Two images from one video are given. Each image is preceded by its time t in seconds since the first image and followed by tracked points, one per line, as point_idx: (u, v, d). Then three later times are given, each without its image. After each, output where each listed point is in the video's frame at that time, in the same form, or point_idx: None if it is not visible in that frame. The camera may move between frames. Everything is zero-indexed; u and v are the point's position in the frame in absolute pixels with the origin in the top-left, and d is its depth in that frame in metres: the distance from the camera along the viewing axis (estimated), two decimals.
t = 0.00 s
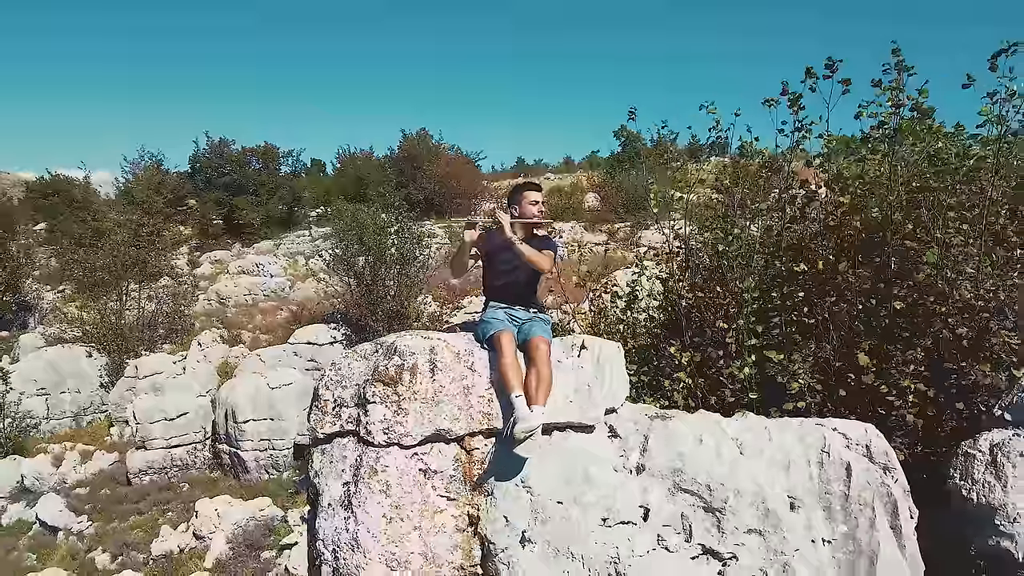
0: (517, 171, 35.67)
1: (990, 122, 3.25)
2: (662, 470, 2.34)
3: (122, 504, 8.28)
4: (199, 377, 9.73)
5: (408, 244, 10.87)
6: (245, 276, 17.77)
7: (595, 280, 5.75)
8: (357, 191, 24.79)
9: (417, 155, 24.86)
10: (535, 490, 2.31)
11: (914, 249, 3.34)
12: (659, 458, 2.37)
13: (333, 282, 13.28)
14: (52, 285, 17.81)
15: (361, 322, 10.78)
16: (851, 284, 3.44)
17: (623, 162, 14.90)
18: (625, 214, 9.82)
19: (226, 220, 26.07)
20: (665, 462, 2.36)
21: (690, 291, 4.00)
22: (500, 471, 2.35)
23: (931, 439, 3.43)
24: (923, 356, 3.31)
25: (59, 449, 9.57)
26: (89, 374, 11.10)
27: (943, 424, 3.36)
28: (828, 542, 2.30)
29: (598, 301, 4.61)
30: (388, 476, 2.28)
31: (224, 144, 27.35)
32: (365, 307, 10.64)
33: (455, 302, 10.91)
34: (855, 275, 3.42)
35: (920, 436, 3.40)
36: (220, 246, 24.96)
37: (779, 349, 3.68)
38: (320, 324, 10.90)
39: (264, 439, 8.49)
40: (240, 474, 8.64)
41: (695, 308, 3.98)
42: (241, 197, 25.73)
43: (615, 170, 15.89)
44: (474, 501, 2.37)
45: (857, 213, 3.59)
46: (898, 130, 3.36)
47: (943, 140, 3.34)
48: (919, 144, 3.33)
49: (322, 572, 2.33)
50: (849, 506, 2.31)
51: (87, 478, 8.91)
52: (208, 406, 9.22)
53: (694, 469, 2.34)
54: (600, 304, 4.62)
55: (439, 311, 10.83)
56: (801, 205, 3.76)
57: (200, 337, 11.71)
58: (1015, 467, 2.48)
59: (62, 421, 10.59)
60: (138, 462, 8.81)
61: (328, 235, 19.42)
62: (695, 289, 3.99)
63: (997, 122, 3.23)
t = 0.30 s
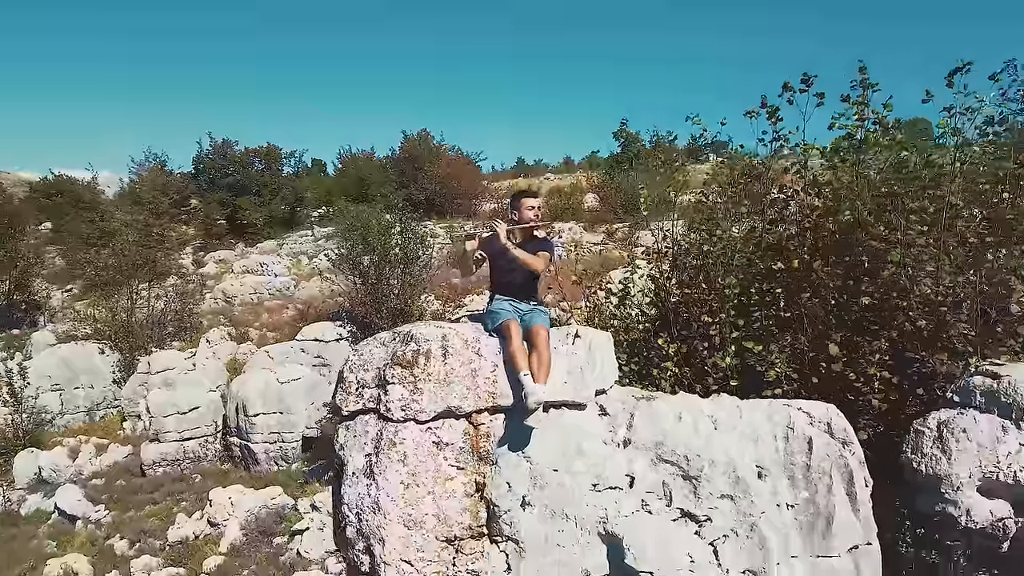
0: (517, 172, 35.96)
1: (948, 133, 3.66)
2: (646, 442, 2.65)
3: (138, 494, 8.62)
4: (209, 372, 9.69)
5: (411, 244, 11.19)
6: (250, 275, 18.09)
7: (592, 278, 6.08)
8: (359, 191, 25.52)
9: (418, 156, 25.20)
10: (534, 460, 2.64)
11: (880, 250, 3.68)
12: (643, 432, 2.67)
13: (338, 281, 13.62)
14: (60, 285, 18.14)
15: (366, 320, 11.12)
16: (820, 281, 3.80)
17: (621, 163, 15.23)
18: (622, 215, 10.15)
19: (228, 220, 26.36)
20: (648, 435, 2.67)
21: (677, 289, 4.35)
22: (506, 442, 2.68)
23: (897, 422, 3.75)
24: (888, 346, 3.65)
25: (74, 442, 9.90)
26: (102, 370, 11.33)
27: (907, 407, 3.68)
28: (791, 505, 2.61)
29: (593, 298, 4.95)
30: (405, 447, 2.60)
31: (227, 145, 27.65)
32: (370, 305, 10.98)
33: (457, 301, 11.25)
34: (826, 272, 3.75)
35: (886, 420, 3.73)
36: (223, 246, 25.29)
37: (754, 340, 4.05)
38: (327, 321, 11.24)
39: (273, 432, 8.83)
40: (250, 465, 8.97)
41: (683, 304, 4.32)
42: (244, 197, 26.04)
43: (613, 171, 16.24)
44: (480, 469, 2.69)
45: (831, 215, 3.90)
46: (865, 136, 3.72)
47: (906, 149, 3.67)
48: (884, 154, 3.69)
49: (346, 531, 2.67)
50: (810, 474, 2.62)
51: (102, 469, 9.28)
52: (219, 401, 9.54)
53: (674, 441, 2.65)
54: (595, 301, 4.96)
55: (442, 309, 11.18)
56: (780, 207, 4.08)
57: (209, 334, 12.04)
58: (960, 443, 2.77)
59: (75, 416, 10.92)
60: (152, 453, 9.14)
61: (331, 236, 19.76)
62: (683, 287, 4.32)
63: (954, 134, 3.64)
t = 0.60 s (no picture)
0: (517, 172, 36.32)
1: (904, 140, 4.20)
2: (630, 416, 3.01)
3: (154, 483, 8.99)
4: (219, 367, 10.27)
5: (415, 244, 11.58)
6: (255, 274, 18.46)
7: (588, 275, 6.46)
8: (361, 192, 25.69)
9: (419, 156, 25.58)
10: (531, 430, 3.00)
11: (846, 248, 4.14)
12: (628, 406, 3.03)
13: (343, 279, 14.01)
14: (70, 284, 18.51)
15: (371, 316, 11.51)
16: (794, 272, 4.21)
17: (619, 164, 15.64)
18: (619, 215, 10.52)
19: (232, 220, 26.71)
20: (632, 409, 3.02)
21: (665, 284, 4.71)
22: (506, 414, 3.04)
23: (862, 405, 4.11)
24: (853, 334, 4.08)
25: (91, 434, 10.28)
26: (115, 365, 11.75)
27: (872, 391, 4.04)
28: (758, 470, 2.98)
29: (587, 292, 5.33)
30: (420, 417, 2.96)
31: (231, 147, 27.98)
32: (375, 302, 11.36)
33: (459, 298, 11.64)
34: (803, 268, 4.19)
35: (851, 402, 4.10)
36: (227, 245, 25.65)
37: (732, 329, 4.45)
38: (333, 318, 11.63)
39: (283, 424, 9.18)
40: (261, 456, 9.33)
41: (670, 299, 4.70)
42: (248, 197, 26.41)
43: (611, 171, 16.64)
44: (485, 439, 3.05)
45: (804, 215, 4.33)
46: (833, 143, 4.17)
47: (867, 154, 4.15)
48: (858, 162, 4.14)
49: (367, 494, 3.04)
50: (774, 443, 3.00)
51: (118, 460, 9.68)
52: (230, 394, 9.94)
53: (655, 414, 3.01)
54: (589, 295, 5.34)
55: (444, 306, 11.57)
56: (757, 209, 4.49)
57: (218, 330, 12.42)
58: (908, 417, 3.15)
59: (90, 410, 11.31)
60: (166, 444, 9.49)
61: (335, 235, 20.13)
62: (670, 282, 4.70)
63: (910, 141, 4.18)
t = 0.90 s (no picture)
0: (517, 172, 36.75)
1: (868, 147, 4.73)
2: (617, 393, 3.39)
3: (169, 471, 9.40)
4: (230, 363, 10.54)
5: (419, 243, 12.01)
6: (261, 273, 18.87)
7: (585, 273, 6.88)
8: (363, 192, 26.18)
9: (421, 156, 25.99)
10: (530, 405, 3.37)
11: (813, 245, 4.63)
12: (615, 384, 3.41)
13: (348, 278, 14.43)
14: (79, 283, 18.91)
15: (376, 313, 11.93)
16: (770, 266, 4.73)
17: (616, 166, 16.07)
18: (616, 217, 10.96)
19: (236, 220, 27.08)
20: (619, 387, 3.41)
21: (654, 279, 5.19)
22: (508, 391, 3.44)
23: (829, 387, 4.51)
24: (824, 326, 4.46)
25: (107, 427, 10.70)
26: (129, 361, 12.01)
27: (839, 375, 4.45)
28: (729, 441, 3.38)
29: (583, 288, 5.75)
30: (431, 395, 3.36)
31: (234, 147, 28.36)
32: (381, 300, 11.77)
33: (461, 295, 12.07)
34: (779, 265, 4.68)
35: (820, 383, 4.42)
36: (231, 245, 26.04)
37: (714, 321, 4.88)
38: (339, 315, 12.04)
39: (293, 416, 9.59)
40: (272, 447, 9.73)
41: (658, 293, 5.14)
42: (251, 197, 26.82)
43: (609, 173, 17.07)
44: (489, 414, 3.47)
45: (781, 217, 4.74)
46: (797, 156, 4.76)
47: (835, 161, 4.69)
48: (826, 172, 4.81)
49: (384, 463, 3.43)
50: (744, 417, 3.39)
51: (135, 450, 10.09)
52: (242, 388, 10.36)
53: (639, 392, 3.39)
54: (584, 291, 5.76)
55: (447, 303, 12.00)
56: (736, 212, 4.98)
57: (228, 327, 12.83)
58: (863, 395, 3.54)
59: (105, 403, 11.73)
60: (181, 435, 9.91)
61: (339, 235, 20.55)
62: (659, 277, 5.17)
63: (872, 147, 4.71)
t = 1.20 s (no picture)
0: (517, 172, 37.20)
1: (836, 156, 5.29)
2: (606, 372, 3.82)
3: (184, 460, 9.82)
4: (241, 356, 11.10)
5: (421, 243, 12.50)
6: (266, 272, 19.31)
7: (581, 270, 7.32)
8: (365, 193, 26.61)
9: (422, 157, 26.44)
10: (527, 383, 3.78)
11: (787, 245, 5.07)
12: (605, 366, 3.84)
13: (353, 276, 14.88)
14: (88, 282, 19.32)
15: (381, 310, 12.38)
16: (750, 263, 5.21)
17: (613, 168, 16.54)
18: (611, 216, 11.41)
19: (239, 220, 27.47)
20: (608, 369, 3.83)
21: (643, 274, 5.66)
22: (508, 371, 3.83)
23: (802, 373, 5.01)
24: (795, 316, 4.99)
25: (123, 418, 11.14)
26: (142, 355, 12.46)
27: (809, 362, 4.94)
28: (705, 417, 3.82)
29: (578, 283, 6.20)
30: (440, 375, 3.76)
31: (237, 148, 28.75)
32: (385, 297, 12.22)
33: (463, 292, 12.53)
34: (756, 261, 5.16)
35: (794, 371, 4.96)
36: (235, 245, 26.43)
37: (697, 313, 5.36)
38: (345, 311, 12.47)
39: (302, 407, 10.01)
40: (282, 437, 10.14)
41: (647, 287, 5.61)
42: (254, 197, 27.25)
43: (605, 174, 17.56)
44: (491, 393, 3.84)
45: (757, 218, 5.20)
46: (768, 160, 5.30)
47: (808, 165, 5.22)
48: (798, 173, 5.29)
49: (399, 437, 3.84)
50: (718, 396, 3.84)
51: (151, 441, 10.53)
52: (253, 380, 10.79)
53: (625, 373, 3.82)
54: (580, 286, 6.20)
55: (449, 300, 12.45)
56: (718, 213, 5.44)
57: (237, 323, 13.28)
58: (824, 377, 3.98)
59: (120, 397, 12.16)
60: (195, 426, 10.34)
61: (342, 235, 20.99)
62: (647, 272, 5.63)
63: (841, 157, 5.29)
